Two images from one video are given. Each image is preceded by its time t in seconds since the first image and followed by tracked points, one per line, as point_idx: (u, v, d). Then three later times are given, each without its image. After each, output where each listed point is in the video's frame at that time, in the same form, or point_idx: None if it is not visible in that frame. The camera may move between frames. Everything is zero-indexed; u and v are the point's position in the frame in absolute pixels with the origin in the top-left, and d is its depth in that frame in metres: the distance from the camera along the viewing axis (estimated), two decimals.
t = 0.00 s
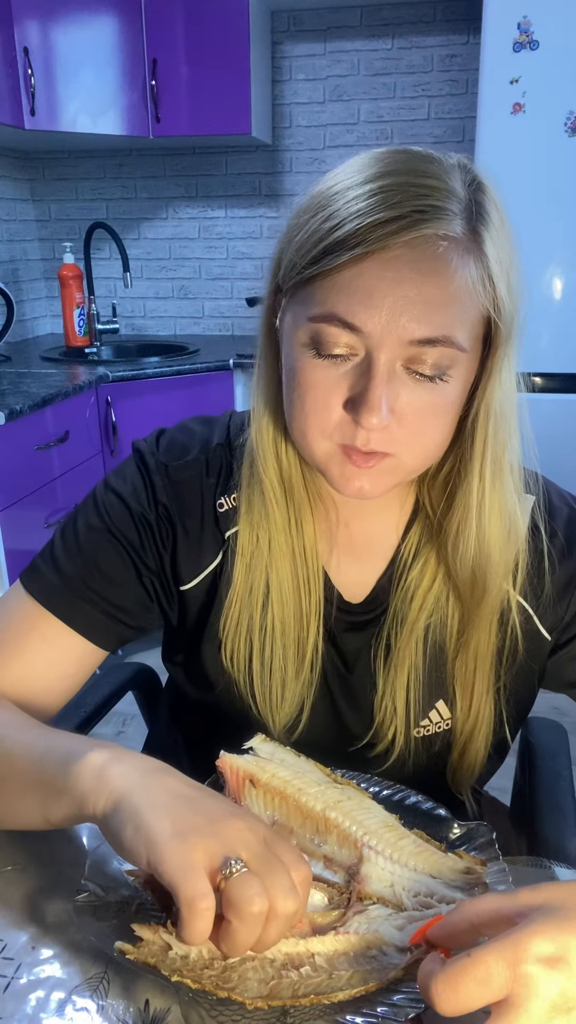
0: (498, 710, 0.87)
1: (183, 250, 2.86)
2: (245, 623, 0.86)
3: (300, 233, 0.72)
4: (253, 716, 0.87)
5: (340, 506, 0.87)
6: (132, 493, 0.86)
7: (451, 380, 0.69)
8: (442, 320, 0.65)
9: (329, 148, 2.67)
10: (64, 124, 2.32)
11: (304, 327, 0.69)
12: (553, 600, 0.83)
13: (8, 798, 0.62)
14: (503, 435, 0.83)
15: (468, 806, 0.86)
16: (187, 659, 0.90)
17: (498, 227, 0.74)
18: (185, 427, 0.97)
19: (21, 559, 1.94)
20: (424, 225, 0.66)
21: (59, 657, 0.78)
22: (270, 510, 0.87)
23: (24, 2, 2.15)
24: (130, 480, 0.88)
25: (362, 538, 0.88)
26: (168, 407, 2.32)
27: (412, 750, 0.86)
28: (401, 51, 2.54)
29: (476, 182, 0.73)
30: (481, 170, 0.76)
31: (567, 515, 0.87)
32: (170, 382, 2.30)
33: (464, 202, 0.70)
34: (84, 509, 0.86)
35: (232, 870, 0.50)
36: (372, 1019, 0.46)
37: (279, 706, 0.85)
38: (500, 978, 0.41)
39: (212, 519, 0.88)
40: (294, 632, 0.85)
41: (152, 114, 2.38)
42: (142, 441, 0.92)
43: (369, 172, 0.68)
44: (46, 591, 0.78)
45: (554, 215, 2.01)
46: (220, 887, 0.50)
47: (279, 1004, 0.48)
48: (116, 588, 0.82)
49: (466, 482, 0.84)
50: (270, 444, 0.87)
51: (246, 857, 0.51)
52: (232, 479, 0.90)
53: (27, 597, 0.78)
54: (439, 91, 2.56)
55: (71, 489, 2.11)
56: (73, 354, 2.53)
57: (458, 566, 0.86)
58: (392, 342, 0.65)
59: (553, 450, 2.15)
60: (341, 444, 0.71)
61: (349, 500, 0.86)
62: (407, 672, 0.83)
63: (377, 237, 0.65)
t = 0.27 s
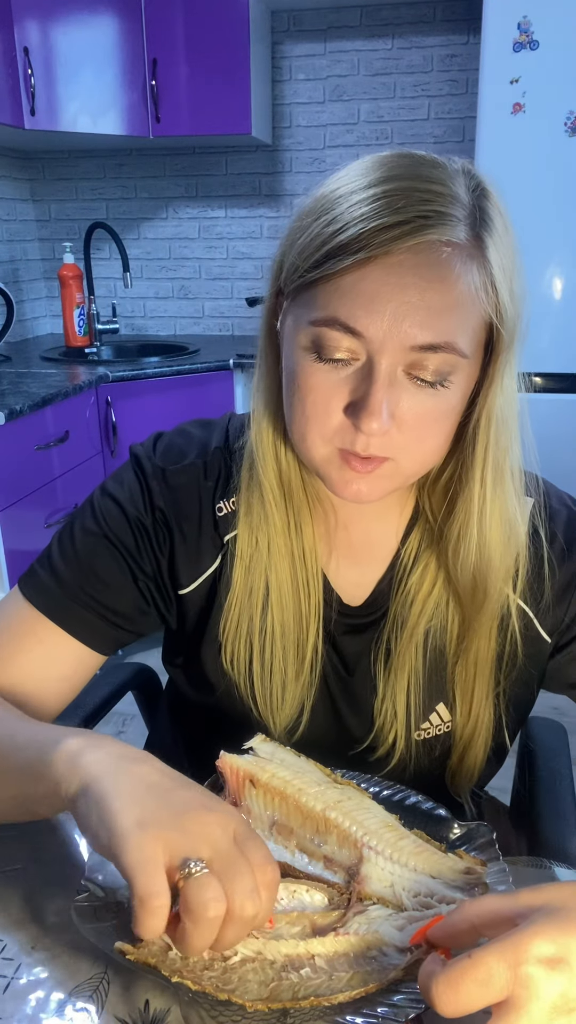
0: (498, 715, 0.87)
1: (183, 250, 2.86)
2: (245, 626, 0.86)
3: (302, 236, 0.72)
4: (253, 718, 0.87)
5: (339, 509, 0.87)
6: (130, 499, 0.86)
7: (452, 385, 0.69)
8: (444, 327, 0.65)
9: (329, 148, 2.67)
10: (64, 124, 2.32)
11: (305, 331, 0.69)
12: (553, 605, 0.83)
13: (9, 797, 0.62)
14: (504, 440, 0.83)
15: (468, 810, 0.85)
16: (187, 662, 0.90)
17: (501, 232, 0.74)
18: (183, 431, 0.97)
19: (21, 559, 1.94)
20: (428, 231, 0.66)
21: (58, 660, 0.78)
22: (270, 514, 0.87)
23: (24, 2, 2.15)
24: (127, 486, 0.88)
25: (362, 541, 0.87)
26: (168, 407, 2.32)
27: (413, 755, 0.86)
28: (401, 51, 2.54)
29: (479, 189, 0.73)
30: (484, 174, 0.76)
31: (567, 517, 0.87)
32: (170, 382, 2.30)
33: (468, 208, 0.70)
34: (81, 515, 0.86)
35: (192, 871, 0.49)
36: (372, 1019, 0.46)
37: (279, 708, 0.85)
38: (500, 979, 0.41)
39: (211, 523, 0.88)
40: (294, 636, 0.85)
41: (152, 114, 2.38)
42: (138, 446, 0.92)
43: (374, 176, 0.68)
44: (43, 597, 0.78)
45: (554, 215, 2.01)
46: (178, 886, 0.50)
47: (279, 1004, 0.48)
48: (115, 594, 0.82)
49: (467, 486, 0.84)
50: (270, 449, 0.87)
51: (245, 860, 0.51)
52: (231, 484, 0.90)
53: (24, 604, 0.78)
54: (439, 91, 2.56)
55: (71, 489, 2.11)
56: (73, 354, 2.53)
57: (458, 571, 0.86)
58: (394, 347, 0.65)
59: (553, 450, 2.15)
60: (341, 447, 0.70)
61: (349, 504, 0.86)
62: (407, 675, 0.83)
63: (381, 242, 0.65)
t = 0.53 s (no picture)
0: (496, 719, 0.87)
1: (183, 250, 2.86)
2: (244, 627, 0.86)
3: (301, 239, 0.72)
4: (252, 720, 0.87)
5: (337, 511, 0.87)
6: (126, 502, 0.86)
7: (449, 390, 0.69)
8: (442, 333, 0.65)
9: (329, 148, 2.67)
10: (64, 124, 2.32)
11: (303, 335, 0.69)
12: (551, 610, 0.83)
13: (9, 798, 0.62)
14: (502, 445, 0.83)
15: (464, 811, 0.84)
16: (186, 664, 0.91)
17: (501, 237, 0.74)
18: (180, 434, 0.97)
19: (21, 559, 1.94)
20: (426, 235, 0.66)
21: (56, 662, 0.78)
22: (268, 516, 0.87)
23: (25, 2, 2.15)
24: (123, 489, 0.88)
25: (360, 543, 0.88)
26: (169, 407, 2.32)
27: (411, 758, 0.86)
28: (401, 51, 2.54)
29: (479, 192, 0.73)
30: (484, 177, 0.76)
31: (565, 519, 0.87)
32: (170, 382, 2.30)
33: (468, 212, 0.70)
34: (78, 518, 0.86)
35: (167, 877, 0.49)
36: (373, 1019, 0.46)
37: (278, 709, 0.85)
38: (502, 980, 0.41)
39: (208, 524, 0.88)
40: (292, 638, 0.85)
41: (152, 113, 2.38)
42: (135, 449, 0.92)
43: (372, 179, 0.68)
44: (40, 600, 0.78)
45: (555, 216, 2.01)
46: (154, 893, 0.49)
47: (279, 1004, 0.48)
48: (112, 596, 0.82)
49: (465, 492, 0.84)
50: (268, 452, 0.87)
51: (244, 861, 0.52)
52: (228, 486, 0.90)
53: (22, 605, 0.79)
54: (439, 91, 2.56)
55: (71, 489, 2.11)
56: (73, 354, 2.53)
57: (456, 577, 0.86)
58: (392, 352, 0.65)
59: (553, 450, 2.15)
60: (338, 452, 0.71)
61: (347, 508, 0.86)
62: (405, 677, 0.83)
63: (379, 245, 0.65)
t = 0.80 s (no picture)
0: (496, 720, 0.87)
1: (183, 250, 2.86)
2: (243, 629, 0.86)
3: (300, 243, 0.72)
4: (252, 721, 0.88)
5: (336, 512, 0.87)
6: (125, 503, 0.86)
7: (450, 397, 0.69)
8: (443, 341, 0.65)
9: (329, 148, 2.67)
10: (64, 124, 2.32)
11: (302, 340, 0.69)
12: (551, 613, 0.83)
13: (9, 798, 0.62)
14: (503, 449, 0.83)
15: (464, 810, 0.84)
16: (185, 665, 0.91)
17: (502, 242, 0.74)
18: (179, 434, 0.97)
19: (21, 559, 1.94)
20: (428, 242, 0.66)
21: (54, 664, 0.78)
22: (267, 518, 0.87)
23: (25, 2, 2.15)
24: (123, 489, 0.88)
25: (359, 546, 0.88)
26: (168, 407, 2.32)
27: (412, 760, 0.86)
28: (401, 51, 2.54)
29: (480, 197, 0.73)
30: (485, 180, 0.76)
31: (566, 521, 0.87)
32: (170, 382, 2.30)
33: (469, 217, 0.70)
34: (77, 518, 0.86)
35: (171, 892, 0.49)
36: (373, 1019, 0.47)
37: (278, 711, 0.85)
38: (503, 981, 0.41)
39: (207, 526, 0.88)
40: (292, 640, 0.85)
41: (152, 113, 2.38)
42: (134, 449, 0.92)
43: (373, 183, 0.68)
44: (39, 601, 0.78)
45: (555, 216, 2.01)
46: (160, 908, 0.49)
47: (279, 1004, 0.48)
48: (111, 598, 0.82)
49: (466, 495, 0.85)
50: (268, 456, 0.87)
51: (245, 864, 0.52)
52: (227, 487, 0.90)
53: (21, 607, 0.78)
54: (439, 91, 2.56)
55: (71, 490, 2.11)
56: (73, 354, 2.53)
57: (457, 580, 0.86)
58: (392, 359, 0.65)
59: (553, 450, 2.15)
60: (337, 457, 0.71)
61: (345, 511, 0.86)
62: (405, 680, 0.83)
63: (379, 251, 0.65)
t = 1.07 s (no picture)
0: (495, 721, 0.87)
1: (183, 250, 2.86)
2: (244, 629, 0.86)
3: (301, 245, 0.72)
4: (252, 720, 0.88)
5: (335, 513, 0.87)
6: (126, 503, 0.86)
7: (450, 399, 0.69)
8: (444, 344, 0.65)
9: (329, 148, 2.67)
10: (64, 124, 2.32)
11: (302, 343, 0.69)
12: (552, 613, 0.83)
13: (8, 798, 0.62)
14: (504, 450, 0.83)
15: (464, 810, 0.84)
16: (186, 665, 0.90)
17: (503, 243, 0.74)
18: (180, 434, 0.97)
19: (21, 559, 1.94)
20: (428, 245, 0.66)
21: (52, 664, 0.78)
22: (267, 518, 0.87)
23: (24, 2, 2.15)
24: (123, 489, 0.88)
25: (359, 546, 0.88)
26: (168, 407, 2.32)
27: (412, 759, 0.86)
28: (401, 51, 2.54)
29: (481, 199, 0.73)
30: (486, 181, 0.76)
31: (566, 521, 0.87)
32: (170, 382, 2.30)
33: (470, 220, 0.69)
34: (77, 519, 0.86)
35: (190, 886, 0.50)
36: (373, 1019, 0.47)
37: (278, 711, 0.85)
38: (502, 981, 0.41)
39: (208, 526, 0.88)
40: (292, 642, 0.84)
41: (152, 113, 2.38)
42: (135, 450, 0.92)
43: (374, 186, 0.68)
44: (39, 601, 0.78)
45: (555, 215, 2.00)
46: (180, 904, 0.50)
47: (280, 1004, 0.48)
48: (111, 599, 0.82)
49: (466, 496, 0.84)
50: (267, 457, 0.87)
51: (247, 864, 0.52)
52: (228, 488, 0.90)
53: (20, 608, 0.78)
54: (439, 91, 2.56)
55: (71, 490, 2.11)
56: (73, 354, 2.53)
57: (457, 580, 0.86)
58: (393, 362, 0.64)
59: (553, 450, 2.15)
60: (337, 459, 0.71)
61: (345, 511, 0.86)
62: (405, 681, 0.83)
63: (380, 254, 0.65)
